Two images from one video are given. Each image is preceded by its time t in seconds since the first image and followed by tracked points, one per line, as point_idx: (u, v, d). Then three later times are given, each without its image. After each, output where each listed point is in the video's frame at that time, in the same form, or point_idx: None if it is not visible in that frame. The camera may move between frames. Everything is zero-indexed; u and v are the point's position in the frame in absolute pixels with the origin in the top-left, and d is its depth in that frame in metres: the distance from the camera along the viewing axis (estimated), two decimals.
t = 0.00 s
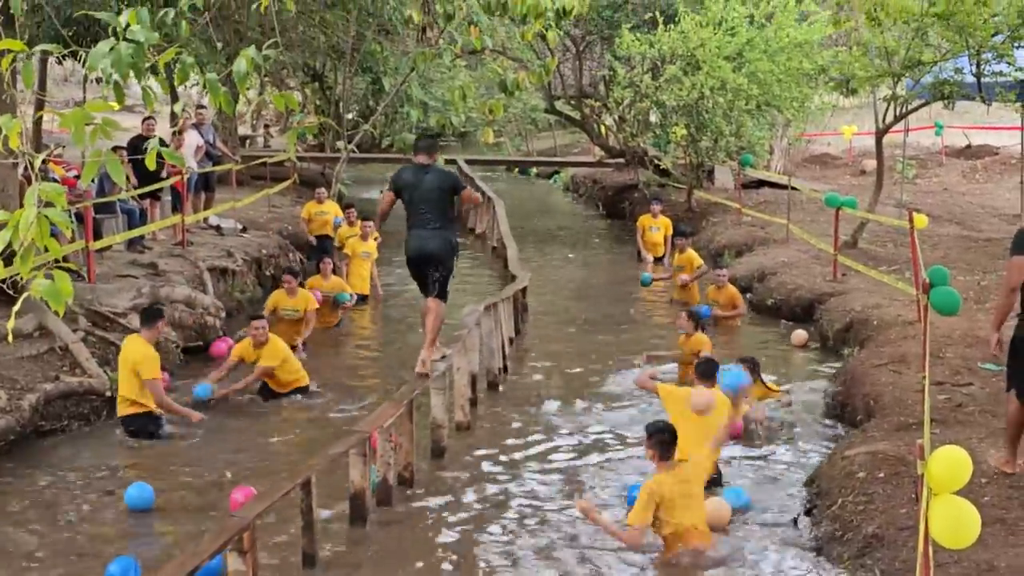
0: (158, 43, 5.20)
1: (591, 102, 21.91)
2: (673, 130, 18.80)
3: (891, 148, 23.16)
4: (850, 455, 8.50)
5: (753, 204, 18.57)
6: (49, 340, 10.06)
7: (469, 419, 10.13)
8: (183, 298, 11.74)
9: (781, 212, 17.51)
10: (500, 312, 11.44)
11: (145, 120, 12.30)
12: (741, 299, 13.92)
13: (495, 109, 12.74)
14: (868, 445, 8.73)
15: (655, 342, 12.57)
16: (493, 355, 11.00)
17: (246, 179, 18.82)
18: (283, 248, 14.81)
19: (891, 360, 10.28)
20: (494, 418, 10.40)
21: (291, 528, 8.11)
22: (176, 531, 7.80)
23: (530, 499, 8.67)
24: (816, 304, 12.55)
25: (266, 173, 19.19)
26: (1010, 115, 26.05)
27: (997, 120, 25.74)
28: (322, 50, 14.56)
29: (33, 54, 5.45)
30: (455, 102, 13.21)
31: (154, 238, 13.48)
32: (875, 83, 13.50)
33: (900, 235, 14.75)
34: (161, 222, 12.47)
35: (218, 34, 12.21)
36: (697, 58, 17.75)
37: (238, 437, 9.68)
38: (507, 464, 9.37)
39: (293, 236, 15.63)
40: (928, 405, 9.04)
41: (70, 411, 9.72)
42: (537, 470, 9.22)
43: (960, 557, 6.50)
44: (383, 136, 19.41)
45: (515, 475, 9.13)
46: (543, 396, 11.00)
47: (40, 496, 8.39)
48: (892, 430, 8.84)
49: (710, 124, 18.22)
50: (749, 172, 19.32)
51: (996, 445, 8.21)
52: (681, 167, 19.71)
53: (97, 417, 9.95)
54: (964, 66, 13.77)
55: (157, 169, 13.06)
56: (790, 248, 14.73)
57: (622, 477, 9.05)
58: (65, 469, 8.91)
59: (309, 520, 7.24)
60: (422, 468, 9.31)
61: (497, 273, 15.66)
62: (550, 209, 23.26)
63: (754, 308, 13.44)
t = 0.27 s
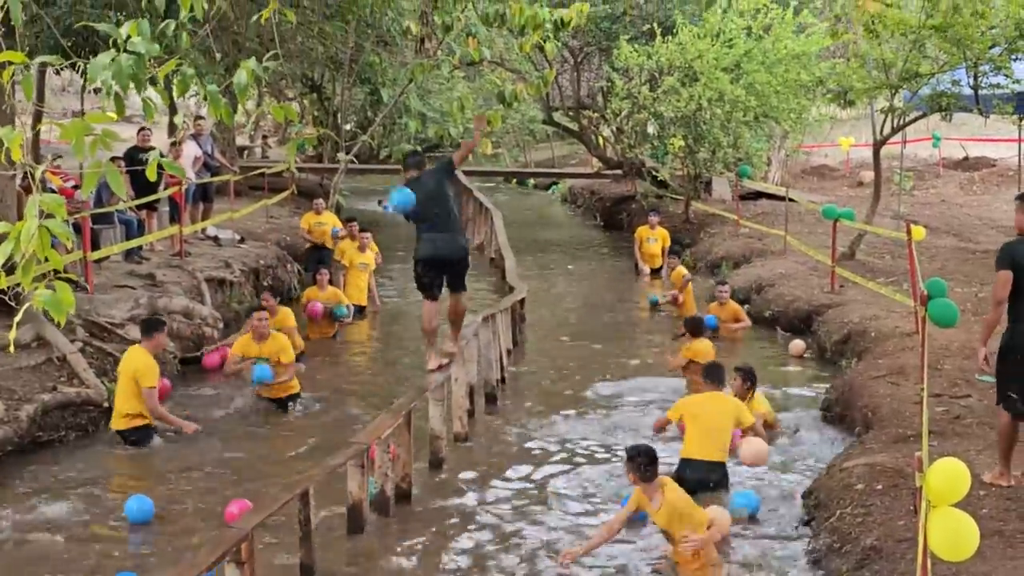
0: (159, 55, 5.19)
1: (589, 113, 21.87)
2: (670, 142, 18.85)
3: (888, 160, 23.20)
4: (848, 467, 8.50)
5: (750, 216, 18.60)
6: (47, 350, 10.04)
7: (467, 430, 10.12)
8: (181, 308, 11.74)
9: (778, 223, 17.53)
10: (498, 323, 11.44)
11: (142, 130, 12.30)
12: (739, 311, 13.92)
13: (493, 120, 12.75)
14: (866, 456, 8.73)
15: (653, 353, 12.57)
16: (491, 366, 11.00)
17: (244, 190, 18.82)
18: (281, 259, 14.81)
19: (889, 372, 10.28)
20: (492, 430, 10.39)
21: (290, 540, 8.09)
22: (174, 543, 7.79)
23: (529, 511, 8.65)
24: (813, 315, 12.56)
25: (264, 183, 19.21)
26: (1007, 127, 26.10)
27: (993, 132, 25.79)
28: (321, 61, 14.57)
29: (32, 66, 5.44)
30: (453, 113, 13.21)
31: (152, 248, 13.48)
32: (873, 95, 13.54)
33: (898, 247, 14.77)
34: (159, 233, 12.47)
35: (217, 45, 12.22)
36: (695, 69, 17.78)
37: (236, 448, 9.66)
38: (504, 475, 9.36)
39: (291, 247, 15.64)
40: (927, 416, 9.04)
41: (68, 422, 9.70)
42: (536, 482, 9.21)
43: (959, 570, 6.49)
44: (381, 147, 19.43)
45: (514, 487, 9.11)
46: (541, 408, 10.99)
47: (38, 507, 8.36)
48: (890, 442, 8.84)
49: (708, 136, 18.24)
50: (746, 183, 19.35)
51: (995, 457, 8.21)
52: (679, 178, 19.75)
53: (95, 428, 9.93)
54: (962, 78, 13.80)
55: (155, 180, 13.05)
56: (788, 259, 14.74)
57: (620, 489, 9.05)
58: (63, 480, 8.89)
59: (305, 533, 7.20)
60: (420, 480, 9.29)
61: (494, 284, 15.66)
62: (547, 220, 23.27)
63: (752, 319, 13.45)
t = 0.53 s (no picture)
0: (162, 64, 5.19)
1: (589, 122, 21.90)
2: (671, 151, 18.87)
3: (888, 169, 23.21)
4: (849, 477, 8.50)
5: (750, 225, 18.60)
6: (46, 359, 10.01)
7: (468, 440, 10.11)
8: (181, 317, 11.75)
9: (778, 232, 17.53)
10: (498, 332, 11.45)
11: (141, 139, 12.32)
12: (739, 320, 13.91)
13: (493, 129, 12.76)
14: (866, 466, 8.73)
15: (653, 362, 12.58)
16: (492, 376, 11.00)
17: (244, 200, 18.83)
18: (281, 268, 14.82)
19: (889, 382, 10.28)
20: (492, 440, 10.38)
21: (290, 550, 8.08)
22: (174, 552, 7.78)
23: (529, 520, 8.63)
24: (814, 325, 12.57)
25: (264, 193, 19.24)
26: (1007, 137, 26.13)
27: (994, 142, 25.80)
28: (321, 70, 14.58)
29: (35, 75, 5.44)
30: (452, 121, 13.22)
31: (151, 257, 13.49)
32: (873, 104, 13.56)
33: (898, 256, 14.77)
34: (159, 242, 12.49)
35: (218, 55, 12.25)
36: (694, 79, 17.81)
37: (236, 457, 9.65)
38: (504, 485, 9.36)
39: (291, 257, 15.65)
40: (927, 426, 9.04)
41: (68, 431, 9.69)
42: (535, 492, 9.20)
43: None
44: (381, 156, 19.46)
45: (513, 497, 9.10)
46: (541, 418, 10.99)
47: (38, 516, 8.36)
48: (890, 451, 8.84)
49: (708, 145, 18.26)
50: (746, 192, 19.37)
51: (996, 467, 8.20)
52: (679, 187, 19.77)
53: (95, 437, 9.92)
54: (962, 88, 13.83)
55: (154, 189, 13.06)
56: (788, 269, 14.74)
57: (620, 498, 9.04)
58: (63, 489, 8.88)
59: (305, 542, 7.19)
60: (420, 489, 9.28)
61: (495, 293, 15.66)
62: (547, 229, 23.28)
63: (752, 328, 13.46)
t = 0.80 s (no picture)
0: (166, 71, 5.20)
1: (591, 129, 21.91)
2: (673, 157, 18.89)
3: (890, 175, 23.22)
4: (852, 483, 8.50)
5: (753, 231, 18.60)
6: (50, 365, 10.05)
7: (471, 446, 10.12)
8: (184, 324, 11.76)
9: (781, 238, 17.53)
10: (501, 338, 11.45)
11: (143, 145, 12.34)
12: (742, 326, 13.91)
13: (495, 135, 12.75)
14: (869, 472, 8.73)
15: (655, 368, 12.58)
16: (494, 382, 11.01)
17: (247, 206, 18.84)
18: (284, 274, 14.83)
19: (892, 388, 10.28)
20: (496, 446, 10.37)
21: (294, 556, 8.06)
22: (178, 558, 7.78)
23: (533, 527, 8.62)
24: (816, 330, 12.57)
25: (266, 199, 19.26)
26: (1010, 143, 26.13)
27: (996, 148, 25.80)
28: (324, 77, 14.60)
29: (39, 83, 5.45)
30: (455, 128, 13.23)
31: (154, 264, 13.51)
32: (876, 110, 13.57)
33: (900, 262, 14.77)
34: (162, 248, 12.50)
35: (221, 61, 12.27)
36: (697, 85, 17.82)
37: (239, 464, 9.65)
38: (507, 491, 9.35)
39: (294, 263, 15.66)
40: (930, 432, 9.04)
41: (71, 438, 9.69)
42: (539, 498, 9.19)
43: None
44: (384, 163, 19.48)
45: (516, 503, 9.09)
46: (544, 423, 10.99)
47: (42, 522, 8.36)
48: (893, 457, 8.83)
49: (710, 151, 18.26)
50: (748, 198, 19.38)
51: (999, 473, 8.20)
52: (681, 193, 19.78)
53: (99, 443, 9.92)
54: (965, 94, 13.83)
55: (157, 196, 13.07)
56: (791, 275, 14.74)
57: (623, 505, 9.04)
58: (67, 496, 8.87)
59: (308, 548, 7.19)
60: (424, 495, 9.29)
61: (497, 300, 15.67)
62: (549, 235, 23.29)
63: (755, 334, 13.46)
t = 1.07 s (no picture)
0: (172, 76, 5.21)
1: (598, 133, 21.92)
2: (679, 161, 18.89)
3: (897, 178, 23.21)
4: (859, 486, 8.50)
5: (759, 235, 18.60)
6: (58, 371, 10.07)
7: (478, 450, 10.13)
8: (191, 329, 11.79)
9: (788, 242, 17.53)
10: (508, 343, 11.47)
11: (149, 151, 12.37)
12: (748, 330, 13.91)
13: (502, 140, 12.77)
14: (876, 475, 8.72)
15: (662, 372, 12.59)
16: (501, 386, 11.02)
17: (254, 211, 18.87)
18: (291, 279, 14.86)
19: (899, 391, 10.27)
20: (503, 450, 10.38)
21: (301, 560, 8.08)
22: (185, 562, 7.79)
23: (540, 530, 8.63)
24: (823, 334, 12.57)
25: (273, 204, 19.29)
26: (1016, 146, 26.12)
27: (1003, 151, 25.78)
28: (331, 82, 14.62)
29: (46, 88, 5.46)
30: (461, 132, 13.25)
31: (161, 269, 13.54)
32: (882, 114, 13.56)
33: (907, 266, 14.77)
34: (169, 254, 12.53)
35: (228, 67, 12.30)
36: (703, 89, 17.83)
37: (247, 468, 9.67)
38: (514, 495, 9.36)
39: (301, 268, 15.69)
40: (937, 435, 9.03)
41: (79, 443, 9.71)
42: (546, 502, 9.19)
43: None
44: (390, 168, 19.50)
45: (524, 507, 9.10)
46: (551, 427, 11.00)
47: (50, 527, 8.38)
48: (900, 460, 8.83)
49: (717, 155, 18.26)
50: (755, 202, 19.38)
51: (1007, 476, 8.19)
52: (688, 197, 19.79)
53: (107, 448, 9.94)
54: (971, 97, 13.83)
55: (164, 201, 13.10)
56: (797, 278, 14.74)
57: (630, 508, 9.05)
58: (76, 500, 8.89)
59: (316, 552, 7.20)
60: (431, 499, 9.29)
61: (504, 304, 15.68)
62: (556, 240, 23.31)
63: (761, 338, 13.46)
